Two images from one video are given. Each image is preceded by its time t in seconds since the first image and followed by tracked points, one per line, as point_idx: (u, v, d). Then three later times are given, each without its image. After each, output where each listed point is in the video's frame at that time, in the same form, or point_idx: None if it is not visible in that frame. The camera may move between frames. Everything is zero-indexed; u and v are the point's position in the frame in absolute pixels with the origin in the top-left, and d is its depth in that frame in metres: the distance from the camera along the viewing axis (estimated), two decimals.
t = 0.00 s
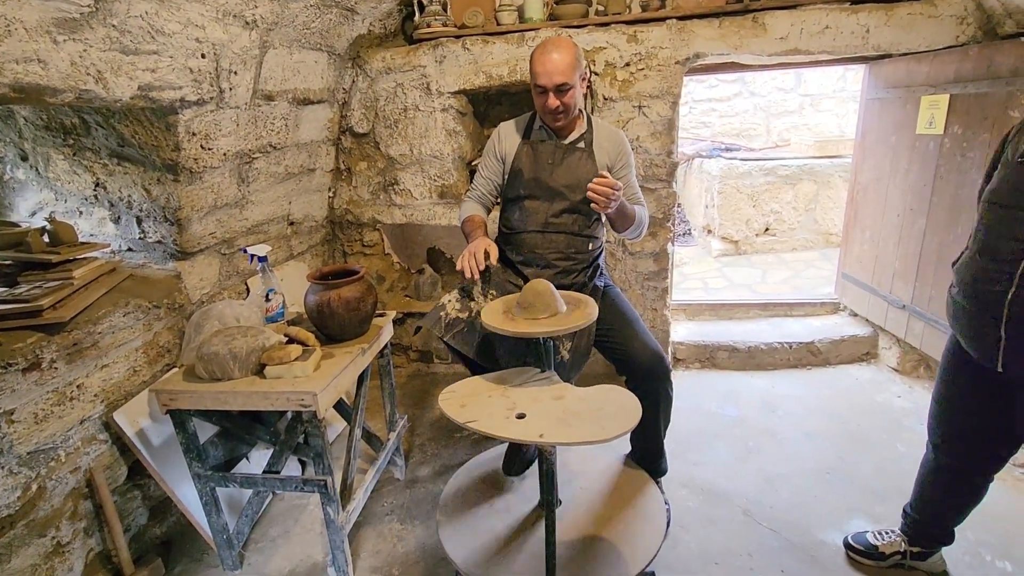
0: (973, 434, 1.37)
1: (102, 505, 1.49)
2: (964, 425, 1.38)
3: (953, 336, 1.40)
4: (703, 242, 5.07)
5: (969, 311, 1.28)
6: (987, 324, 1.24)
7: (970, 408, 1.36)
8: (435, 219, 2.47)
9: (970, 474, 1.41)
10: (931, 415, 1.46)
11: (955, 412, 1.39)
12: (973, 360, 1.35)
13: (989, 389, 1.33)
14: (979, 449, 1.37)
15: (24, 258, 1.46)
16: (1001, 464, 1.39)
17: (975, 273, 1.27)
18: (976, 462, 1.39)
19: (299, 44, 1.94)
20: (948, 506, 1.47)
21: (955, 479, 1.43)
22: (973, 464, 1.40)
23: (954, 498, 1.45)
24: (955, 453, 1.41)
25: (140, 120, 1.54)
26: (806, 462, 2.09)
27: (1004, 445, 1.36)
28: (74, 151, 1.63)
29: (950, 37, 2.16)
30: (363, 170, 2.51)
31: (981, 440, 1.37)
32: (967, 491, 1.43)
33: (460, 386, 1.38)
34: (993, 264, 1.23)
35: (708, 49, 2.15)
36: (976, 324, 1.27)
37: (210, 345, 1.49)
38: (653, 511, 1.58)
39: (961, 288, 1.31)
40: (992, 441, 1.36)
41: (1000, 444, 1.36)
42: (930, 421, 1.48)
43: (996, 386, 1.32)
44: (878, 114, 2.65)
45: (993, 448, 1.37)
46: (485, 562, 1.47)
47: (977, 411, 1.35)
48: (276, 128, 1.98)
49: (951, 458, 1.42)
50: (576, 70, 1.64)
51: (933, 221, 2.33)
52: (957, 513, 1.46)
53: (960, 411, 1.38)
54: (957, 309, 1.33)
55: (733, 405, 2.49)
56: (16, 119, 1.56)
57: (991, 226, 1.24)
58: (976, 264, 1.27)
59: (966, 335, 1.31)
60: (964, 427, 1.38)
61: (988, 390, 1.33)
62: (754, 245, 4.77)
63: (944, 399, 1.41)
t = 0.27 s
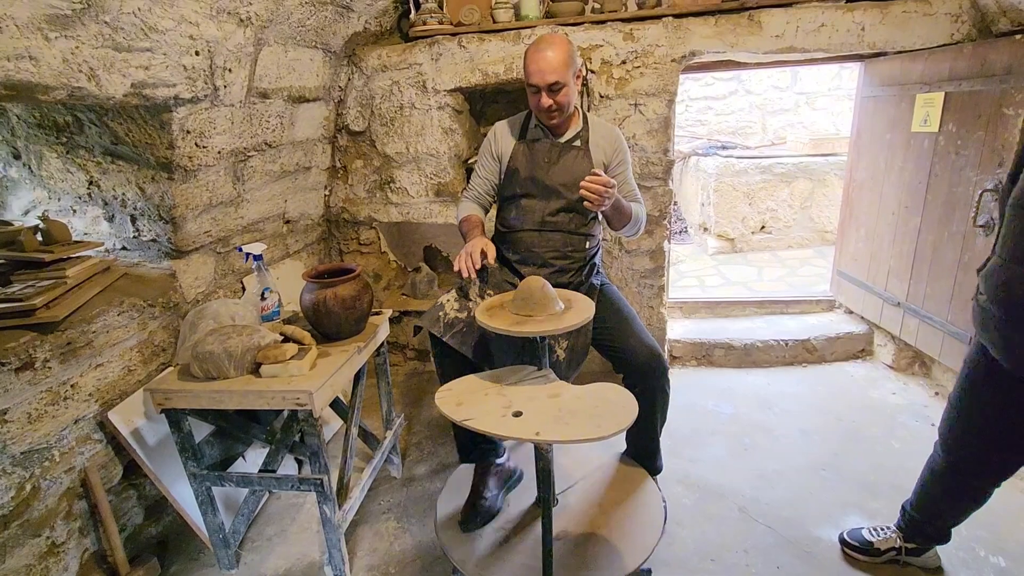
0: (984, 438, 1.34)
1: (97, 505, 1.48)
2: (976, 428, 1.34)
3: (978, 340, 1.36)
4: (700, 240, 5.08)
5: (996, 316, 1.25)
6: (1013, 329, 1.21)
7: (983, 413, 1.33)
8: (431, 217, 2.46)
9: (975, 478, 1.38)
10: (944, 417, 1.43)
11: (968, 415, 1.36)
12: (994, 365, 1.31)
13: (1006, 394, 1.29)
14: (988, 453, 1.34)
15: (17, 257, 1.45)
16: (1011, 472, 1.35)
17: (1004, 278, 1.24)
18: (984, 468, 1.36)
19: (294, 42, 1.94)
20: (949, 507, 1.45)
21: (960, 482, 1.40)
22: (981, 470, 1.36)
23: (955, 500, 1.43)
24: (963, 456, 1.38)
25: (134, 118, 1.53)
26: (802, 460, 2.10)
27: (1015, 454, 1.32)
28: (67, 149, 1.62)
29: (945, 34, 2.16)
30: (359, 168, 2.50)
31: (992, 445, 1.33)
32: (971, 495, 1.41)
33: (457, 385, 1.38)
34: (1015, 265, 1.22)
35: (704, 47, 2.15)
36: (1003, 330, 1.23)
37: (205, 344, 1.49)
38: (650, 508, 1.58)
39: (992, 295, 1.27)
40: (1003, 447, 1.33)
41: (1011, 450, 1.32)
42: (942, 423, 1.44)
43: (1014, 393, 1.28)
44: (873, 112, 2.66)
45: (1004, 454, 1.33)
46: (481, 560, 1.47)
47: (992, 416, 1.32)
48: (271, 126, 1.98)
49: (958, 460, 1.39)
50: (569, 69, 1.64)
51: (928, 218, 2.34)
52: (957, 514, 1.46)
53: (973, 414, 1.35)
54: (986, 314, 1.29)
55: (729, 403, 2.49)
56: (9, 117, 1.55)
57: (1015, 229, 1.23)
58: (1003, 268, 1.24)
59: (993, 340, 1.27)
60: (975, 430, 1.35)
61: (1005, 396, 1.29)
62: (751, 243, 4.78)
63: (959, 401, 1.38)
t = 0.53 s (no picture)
0: (998, 441, 1.34)
1: (95, 504, 1.48)
2: (989, 428, 1.35)
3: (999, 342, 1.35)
4: (698, 239, 5.08)
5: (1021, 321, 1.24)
6: None
7: (999, 415, 1.33)
8: (430, 215, 2.46)
9: (984, 479, 1.38)
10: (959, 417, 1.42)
11: (982, 417, 1.35)
12: (1012, 368, 1.31)
13: None
14: (998, 454, 1.35)
15: (14, 255, 1.44)
16: (1020, 475, 1.36)
17: None
18: (993, 470, 1.37)
19: (292, 39, 1.93)
20: (954, 507, 1.45)
21: (967, 482, 1.41)
22: (991, 471, 1.37)
23: (958, 499, 1.44)
24: (974, 457, 1.38)
25: (131, 115, 1.53)
26: (801, 458, 2.10)
27: None
28: (64, 147, 1.62)
29: (943, 33, 2.16)
30: (358, 166, 2.49)
31: (1004, 446, 1.34)
32: (978, 496, 1.41)
33: (456, 383, 1.37)
34: None
35: (702, 45, 2.15)
36: None
37: (203, 342, 1.48)
38: (649, 506, 1.58)
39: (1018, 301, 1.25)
40: (1015, 449, 1.33)
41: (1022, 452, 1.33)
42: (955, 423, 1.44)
43: None
44: (871, 110, 2.66)
45: (1014, 456, 1.34)
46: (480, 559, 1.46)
47: (1007, 418, 1.32)
48: (269, 124, 1.97)
49: (969, 461, 1.39)
50: (560, 69, 1.63)
51: (927, 217, 2.34)
52: (961, 514, 1.46)
53: (988, 417, 1.34)
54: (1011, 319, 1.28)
55: (728, 401, 2.49)
56: (5, 114, 1.55)
57: None
58: None
59: (1015, 344, 1.26)
60: (988, 432, 1.35)
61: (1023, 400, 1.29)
62: (749, 241, 4.79)
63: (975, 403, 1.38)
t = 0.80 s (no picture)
0: (999, 441, 1.34)
1: (94, 504, 1.48)
2: (988, 428, 1.35)
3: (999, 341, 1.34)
4: (697, 238, 5.09)
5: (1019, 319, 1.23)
6: None
7: (1000, 415, 1.33)
8: (429, 214, 2.46)
9: (984, 478, 1.39)
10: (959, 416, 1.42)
11: (982, 416, 1.35)
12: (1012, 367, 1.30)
13: None
14: (999, 454, 1.35)
15: (12, 255, 1.44)
16: (1018, 473, 1.36)
17: None
18: (993, 469, 1.37)
19: (290, 38, 1.92)
20: (954, 506, 1.46)
21: (967, 481, 1.41)
22: (992, 470, 1.37)
23: (958, 499, 1.44)
24: (974, 457, 1.38)
25: (130, 115, 1.52)
26: (800, 457, 2.10)
27: None
28: (63, 146, 1.61)
29: (942, 32, 2.15)
30: (356, 166, 2.49)
31: (1004, 446, 1.34)
32: (978, 495, 1.41)
33: (456, 382, 1.37)
34: None
35: (702, 44, 2.15)
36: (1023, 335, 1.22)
37: (202, 342, 1.48)
38: (648, 505, 1.58)
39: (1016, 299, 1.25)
40: (1015, 448, 1.34)
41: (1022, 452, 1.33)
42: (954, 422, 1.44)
43: None
44: (870, 110, 2.66)
45: (1015, 455, 1.34)
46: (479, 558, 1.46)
47: (1008, 418, 1.32)
48: (268, 123, 1.97)
49: (970, 461, 1.39)
50: (552, 69, 1.63)
51: (925, 216, 2.35)
52: (961, 513, 1.46)
53: (989, 417, 1.34)
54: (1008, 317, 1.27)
55: (727, 400, 2.50)
56: (3, 114, 1.54)
57: None
58: None
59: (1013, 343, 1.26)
60: (989, 432, 1.35)
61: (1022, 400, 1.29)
62: (748, 240, 4.79)
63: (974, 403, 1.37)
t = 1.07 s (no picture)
0: (995, 438, 1.36)
1: (93, 504, 1.47)
2: (982, 423, 1.36)
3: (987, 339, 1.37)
4: (696, 238, 5.09)
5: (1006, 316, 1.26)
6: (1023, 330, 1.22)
7: (995, 412, 1.34)
8: (429, 214, 2.45)
9: (980, 476, 1.40)
10: (952, 415, 1.43)
11: (975, 412, 1.37)
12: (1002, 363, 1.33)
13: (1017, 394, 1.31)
14: (994, 451, 1.37)
15: (11, 255, 1.44)
16: (1012, 470, 1.38)
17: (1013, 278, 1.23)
18: (989, 466, 1.39)
19: (290, 38, 1.92)
20: (950, 505, 1.47)
21: (964, 480, 1.42)
22: (988, 468, 1.39)
23: (954, 496, 1.45)
24: (970, 455, 1.40)
25: (129, 115, 1.52)
26: (799, 457, 2.10)
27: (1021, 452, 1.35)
28: (62, 146, 1.61)
29: (941, 33, 2.15)
30: (356, 166, 2.49)
31: (998, 441, 1.36)
32: (974, 493, 1.43)
33: (455, 382, 1.37)
34: None
35: (701, 44, 2.15)
36: (1012, 330, 1.24)
37: (201, 342, 1.48)
38: (648, 504, 1.58)
39: (1000, 293, 1.28)
40: (1010, 445, 1.36)
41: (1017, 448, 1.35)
42: (948, 421, 1.46)
43: None
44: (869, 110, 2.66)
45: (1010, 452, 1.36)
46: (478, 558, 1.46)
47: (1003, 416, 1.33)
48: (267, 123, 1.97)
49: (966, 459, 1.40)
50: (542, 67, 1.63)
51: (924, 216, 2.35)
52: (958, 511, 1.47)
53: (984, 414, 1.36)
54: (994, 314, 1.30)
55: (726, 400, 2.50)
56: (2, 114, 1.54)
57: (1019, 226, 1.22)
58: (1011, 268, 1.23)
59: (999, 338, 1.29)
60: (985, 429, 1.36)
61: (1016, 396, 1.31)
62: (747, 241, 4.79)
63: (968, 401, 1.39)
